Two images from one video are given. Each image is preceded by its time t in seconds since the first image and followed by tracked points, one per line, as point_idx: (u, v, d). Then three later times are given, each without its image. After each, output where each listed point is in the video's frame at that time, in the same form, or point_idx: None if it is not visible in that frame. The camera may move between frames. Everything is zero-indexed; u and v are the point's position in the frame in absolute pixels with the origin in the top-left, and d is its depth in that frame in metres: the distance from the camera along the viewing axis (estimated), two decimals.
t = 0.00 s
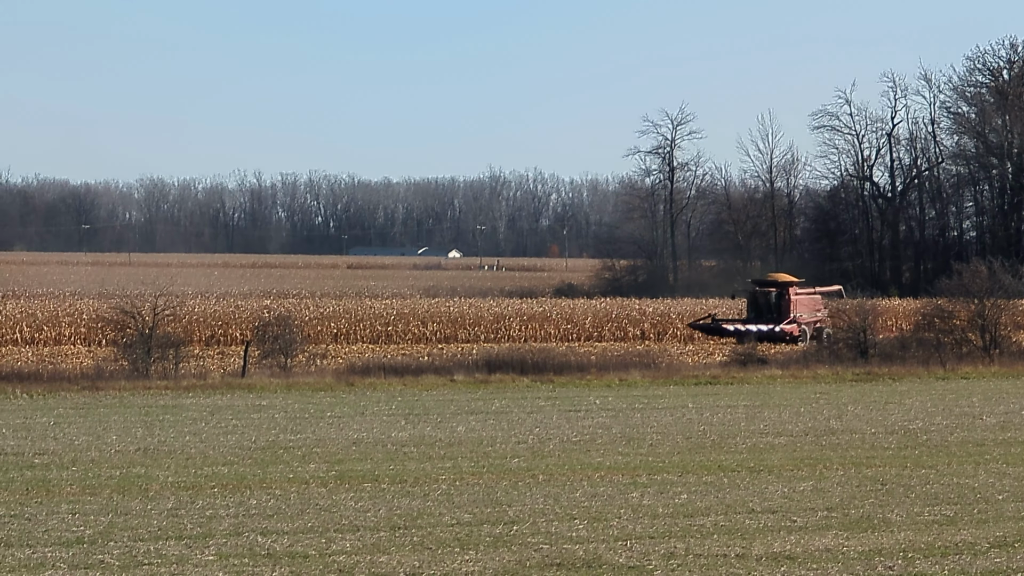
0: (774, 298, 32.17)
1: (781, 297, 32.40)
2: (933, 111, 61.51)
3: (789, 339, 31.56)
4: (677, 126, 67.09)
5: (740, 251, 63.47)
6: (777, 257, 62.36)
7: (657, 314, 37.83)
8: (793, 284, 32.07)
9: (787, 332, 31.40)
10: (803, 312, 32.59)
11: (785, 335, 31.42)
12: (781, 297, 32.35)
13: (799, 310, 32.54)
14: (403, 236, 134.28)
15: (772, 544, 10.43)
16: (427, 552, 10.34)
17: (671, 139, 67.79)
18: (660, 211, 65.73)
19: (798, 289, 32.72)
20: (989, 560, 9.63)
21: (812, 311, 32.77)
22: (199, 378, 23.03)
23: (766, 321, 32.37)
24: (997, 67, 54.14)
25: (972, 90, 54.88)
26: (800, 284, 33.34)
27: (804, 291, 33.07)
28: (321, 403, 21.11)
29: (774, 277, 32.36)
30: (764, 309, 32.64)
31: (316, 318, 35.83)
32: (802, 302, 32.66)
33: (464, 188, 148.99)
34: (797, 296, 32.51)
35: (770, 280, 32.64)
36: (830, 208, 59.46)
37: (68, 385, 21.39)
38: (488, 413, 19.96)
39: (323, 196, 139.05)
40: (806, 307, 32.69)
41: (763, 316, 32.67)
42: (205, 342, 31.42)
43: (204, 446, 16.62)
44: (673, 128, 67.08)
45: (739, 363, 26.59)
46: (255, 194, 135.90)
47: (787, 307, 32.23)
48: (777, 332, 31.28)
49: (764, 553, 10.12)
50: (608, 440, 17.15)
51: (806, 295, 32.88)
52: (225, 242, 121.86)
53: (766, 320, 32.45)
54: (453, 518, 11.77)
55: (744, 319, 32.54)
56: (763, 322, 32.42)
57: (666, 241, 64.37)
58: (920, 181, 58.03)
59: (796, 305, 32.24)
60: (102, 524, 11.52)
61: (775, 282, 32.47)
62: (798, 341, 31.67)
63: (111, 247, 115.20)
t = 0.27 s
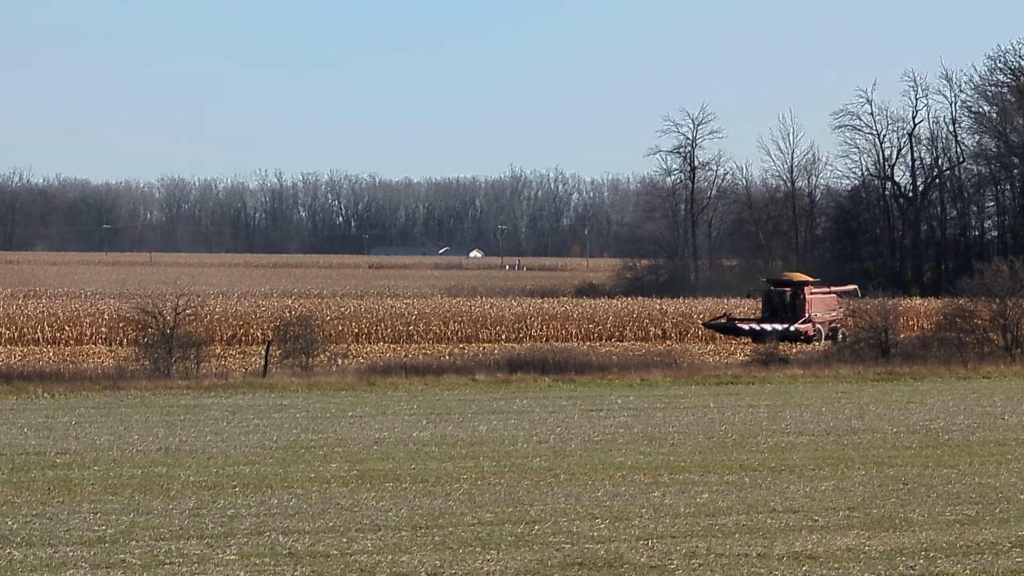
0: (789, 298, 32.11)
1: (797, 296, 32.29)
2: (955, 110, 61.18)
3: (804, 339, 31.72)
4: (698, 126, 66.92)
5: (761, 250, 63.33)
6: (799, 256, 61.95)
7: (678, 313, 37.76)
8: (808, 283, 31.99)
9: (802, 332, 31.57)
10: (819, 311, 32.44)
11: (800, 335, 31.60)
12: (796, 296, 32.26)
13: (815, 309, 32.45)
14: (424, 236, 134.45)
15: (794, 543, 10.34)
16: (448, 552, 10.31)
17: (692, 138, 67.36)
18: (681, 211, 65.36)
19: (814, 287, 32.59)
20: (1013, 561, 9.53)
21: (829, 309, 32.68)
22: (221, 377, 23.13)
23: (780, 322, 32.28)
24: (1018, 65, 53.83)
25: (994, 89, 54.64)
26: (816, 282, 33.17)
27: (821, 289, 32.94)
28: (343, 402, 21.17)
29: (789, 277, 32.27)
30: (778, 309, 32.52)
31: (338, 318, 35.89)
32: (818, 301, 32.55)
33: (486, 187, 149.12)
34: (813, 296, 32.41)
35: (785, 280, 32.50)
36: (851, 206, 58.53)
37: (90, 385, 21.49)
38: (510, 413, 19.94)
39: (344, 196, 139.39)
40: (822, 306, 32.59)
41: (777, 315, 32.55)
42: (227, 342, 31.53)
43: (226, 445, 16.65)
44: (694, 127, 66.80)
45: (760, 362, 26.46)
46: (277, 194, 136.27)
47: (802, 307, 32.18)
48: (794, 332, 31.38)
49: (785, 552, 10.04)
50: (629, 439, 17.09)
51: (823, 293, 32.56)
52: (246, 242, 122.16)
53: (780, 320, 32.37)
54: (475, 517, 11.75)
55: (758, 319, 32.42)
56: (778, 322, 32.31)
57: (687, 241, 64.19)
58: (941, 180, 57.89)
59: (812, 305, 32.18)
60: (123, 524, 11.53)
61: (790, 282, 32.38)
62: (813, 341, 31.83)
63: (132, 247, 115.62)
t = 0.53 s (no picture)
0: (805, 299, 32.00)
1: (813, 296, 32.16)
2: (979, 110, 60.79)
3: (820, 339, 31.84)
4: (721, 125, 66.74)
5: (784, 250, 62.79)
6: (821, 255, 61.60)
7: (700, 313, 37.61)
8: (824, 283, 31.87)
9: (818, 331, 31.71)
10: (834, 310, 32.37)
11: (816, 335, 31.69)
12: (812, 296, 32.13)
13: (831, 310, 32.36)
14: (447, 235, 134.48)
15: (817, 543, 10.21)
16: (470, 552, 10.20)
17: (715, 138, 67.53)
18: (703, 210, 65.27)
19: (830, 287, 32.45)
20: None
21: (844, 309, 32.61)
22: (243, 377, 23.15)
23: (796, 321, 32.14)
24: None
25: (1017, 88, 54.61)
26: (831, 282, 33.03)
27: (837, 289, 32.81)
28: (365, 402, 21.15)
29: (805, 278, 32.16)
30: (794, 308, 32.37)
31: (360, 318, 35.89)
32: (835, 301, 32.40)
33: (508, 187, 149.09)
34: (830, 296, 32.30)
35: (801, 279, 32.32)
36: (874, 206, 58.43)
37: (113, 384, 21.50)
38: (532, 412, 19.86)
39: (367, 195, 139.67)
40: (838, 306, 32.47)
41: (793, 315, 32.40)
42: (249, 341, 31.59)
43: (247, 445, 16.60)
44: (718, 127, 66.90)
45: (783, 362, 26.26)
46: (299, 194, 136.60)
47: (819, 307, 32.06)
48: (811, 332, 31.41)
49: (808, 552, 9.92)
50: (651, 439, 16.96)
51: (838, 293, 32.49)
52: (269, 241, 122.47)
53: (795, 320, 32.25)
54: (497, 516, 11.65)
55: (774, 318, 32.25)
56: (794, 322, 32.16)
57: (710, 239, 64.12)
58: (964, 179, 57.17)
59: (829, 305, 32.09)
60: (146, 523, 11.50)
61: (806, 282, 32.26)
62: (827, 341, 32.02)
63: (154, 246, 116.10)
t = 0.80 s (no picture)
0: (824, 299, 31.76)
1: (831, 295, 31.87)
2: (1004, 110, 60.00)
3: (838, 339, 31.71)
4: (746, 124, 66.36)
5: (809, 251, 62.05)
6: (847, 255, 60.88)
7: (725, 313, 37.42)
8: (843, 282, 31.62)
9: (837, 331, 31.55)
10: (852, 310, 32.23)
11: (835, 335, 31.52)
12: (830, 296, 31.87)
13: (849, 309, 32.13)
14: (471, 235, 134.48)
15: (842, 544, 10.10)
16: (495, 552, 10.11)
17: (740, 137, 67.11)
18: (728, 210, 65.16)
19: (848, 287, 32.21)
20: None
21: (861, 308, 32.36)
22: (267, 377, 23.15)
23: (814, 321, 31.91)
24: None
25: None
26: (849, 281, 32.80)
27: (855, 288, 32.59)
28: (389, 401, 21.11)
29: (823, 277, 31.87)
30: (812, 308, 32.14)
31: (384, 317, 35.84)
32: (853, 300, 32.16)
33: (532, 186, 149.01)
34: (848, 295, 32.07)
35: (819, 279, 32.11)
36: (898, 205, 57.62)
37: (136, 384, 21.53)
38: (556, 412, 19.76)
39: (391, 195, 139.91)
40: (856, 305, 32.23)
41: (811, 315, 32.17)
42: (274, 341, 31.63)
43: (271, 445, 16.57)
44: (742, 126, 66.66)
45: (807, 362, 26.02)
46: (324, 194, 136.91)
47: (837, 307, 31.83)
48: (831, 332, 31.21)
49: (834, 552, 9.81)
50: (676, 439, 16.83)
51: (856, 293, 32.32)
52: (293, 241, 122.80)
53: (814, 320, 32.02)
54: (521, 516, 11.57)
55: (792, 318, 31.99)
56: (812, 321, 31.93)
57: (735, 238, 64.04)
58: (989, 179, 56.66)
59: (847, 305, 31.88)
60: (170, 523, 11.47)
61: (824, 282, 31.96)
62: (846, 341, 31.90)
63: (178, 246, 116.63)
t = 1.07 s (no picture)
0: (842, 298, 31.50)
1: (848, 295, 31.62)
2: None
3: (857, 339, 31.42)
4: (770, 124, 65.94)
5: (832, 250, 61.14)
6: (870, 255, 60.38)
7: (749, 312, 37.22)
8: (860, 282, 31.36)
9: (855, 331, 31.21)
10: (870, 310, 31.95)
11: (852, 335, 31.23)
12: (847, 296, 31.62)
13: (867, 309, 31.84)
14: (495, 235, 134.33)
15: (866, 543, 9.97)
16: (518, 552, 10.02)
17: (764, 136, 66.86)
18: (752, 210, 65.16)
19: (865, 287, 31.95)
20: None
21: (878, 309, 32.06)
22: (291, 377, 23.16)
23: (831, 321, 31.61)
24: None
25: None
26: (866, 281, 32.53)
27: (872, 289, 32.33)
28: (413, 401, 21.06)
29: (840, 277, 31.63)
30: (829, 308, 31.85)
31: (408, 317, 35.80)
32: (870, 300, 31.88)
33: (556, 186, 148.84)
34: (865, 295, 31.80)
35: (836, 279, 31.83)
36: (923, 205, 56.83)
37: (160, 384, 21.59)
38: (580, 412, 19.65)
39: (415, 195, 140.06)
40: (874, 305, 31.93)
41: (828, 315, 31.87)
42: (298, 341, 31.67)
43: (295, 445, 16.55)
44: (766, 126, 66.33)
45: (832, 361, 25.76)
46: (348, 194, 137.19)
47: (854, 307, 31.55)
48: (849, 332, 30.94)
49: (858, 552, 9.70)
50: (700, 439, 16.67)
51: (873, 293, 32.04)
52: (317, 241, 123.10)
53: (831, 320, 31.71)
54: (545, 516, 11.48)
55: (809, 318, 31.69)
56: (829, 321, 31.62)
57: (759, 238, 63.91)
58: (1015, 179, 55.97)
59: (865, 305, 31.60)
60: (193, 523, 11.44)
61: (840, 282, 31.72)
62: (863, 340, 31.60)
63: (203, 246, 117.12)
